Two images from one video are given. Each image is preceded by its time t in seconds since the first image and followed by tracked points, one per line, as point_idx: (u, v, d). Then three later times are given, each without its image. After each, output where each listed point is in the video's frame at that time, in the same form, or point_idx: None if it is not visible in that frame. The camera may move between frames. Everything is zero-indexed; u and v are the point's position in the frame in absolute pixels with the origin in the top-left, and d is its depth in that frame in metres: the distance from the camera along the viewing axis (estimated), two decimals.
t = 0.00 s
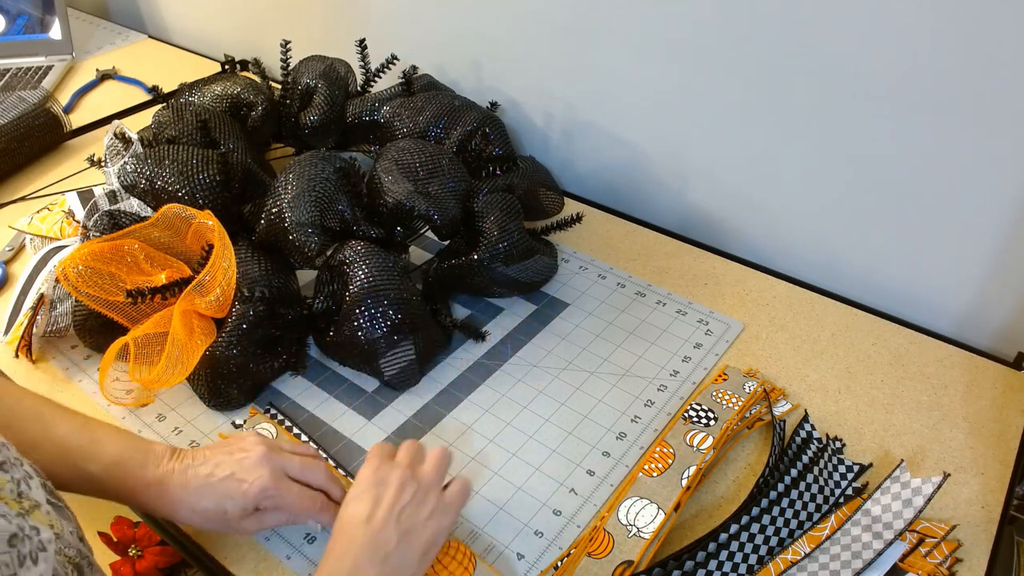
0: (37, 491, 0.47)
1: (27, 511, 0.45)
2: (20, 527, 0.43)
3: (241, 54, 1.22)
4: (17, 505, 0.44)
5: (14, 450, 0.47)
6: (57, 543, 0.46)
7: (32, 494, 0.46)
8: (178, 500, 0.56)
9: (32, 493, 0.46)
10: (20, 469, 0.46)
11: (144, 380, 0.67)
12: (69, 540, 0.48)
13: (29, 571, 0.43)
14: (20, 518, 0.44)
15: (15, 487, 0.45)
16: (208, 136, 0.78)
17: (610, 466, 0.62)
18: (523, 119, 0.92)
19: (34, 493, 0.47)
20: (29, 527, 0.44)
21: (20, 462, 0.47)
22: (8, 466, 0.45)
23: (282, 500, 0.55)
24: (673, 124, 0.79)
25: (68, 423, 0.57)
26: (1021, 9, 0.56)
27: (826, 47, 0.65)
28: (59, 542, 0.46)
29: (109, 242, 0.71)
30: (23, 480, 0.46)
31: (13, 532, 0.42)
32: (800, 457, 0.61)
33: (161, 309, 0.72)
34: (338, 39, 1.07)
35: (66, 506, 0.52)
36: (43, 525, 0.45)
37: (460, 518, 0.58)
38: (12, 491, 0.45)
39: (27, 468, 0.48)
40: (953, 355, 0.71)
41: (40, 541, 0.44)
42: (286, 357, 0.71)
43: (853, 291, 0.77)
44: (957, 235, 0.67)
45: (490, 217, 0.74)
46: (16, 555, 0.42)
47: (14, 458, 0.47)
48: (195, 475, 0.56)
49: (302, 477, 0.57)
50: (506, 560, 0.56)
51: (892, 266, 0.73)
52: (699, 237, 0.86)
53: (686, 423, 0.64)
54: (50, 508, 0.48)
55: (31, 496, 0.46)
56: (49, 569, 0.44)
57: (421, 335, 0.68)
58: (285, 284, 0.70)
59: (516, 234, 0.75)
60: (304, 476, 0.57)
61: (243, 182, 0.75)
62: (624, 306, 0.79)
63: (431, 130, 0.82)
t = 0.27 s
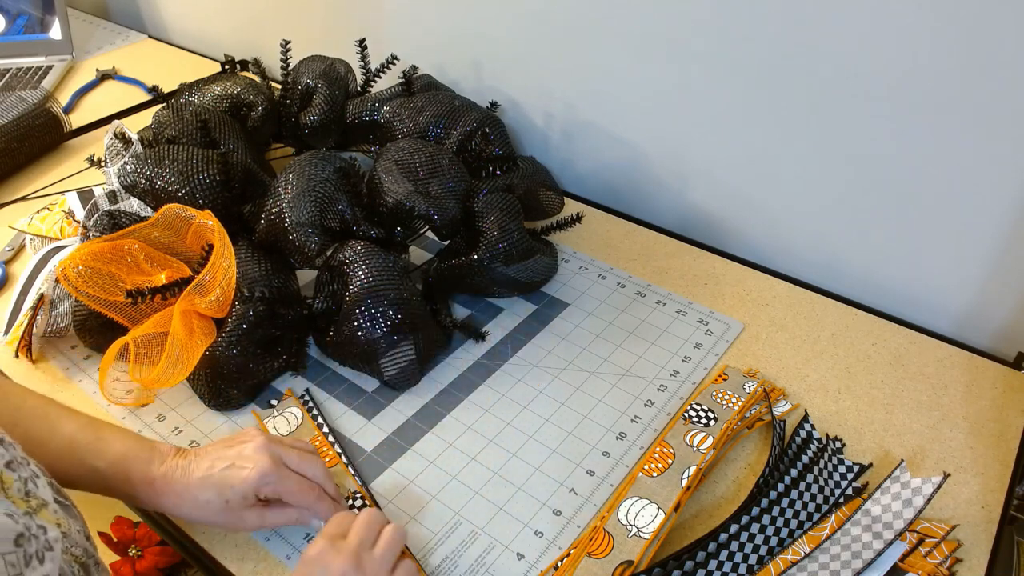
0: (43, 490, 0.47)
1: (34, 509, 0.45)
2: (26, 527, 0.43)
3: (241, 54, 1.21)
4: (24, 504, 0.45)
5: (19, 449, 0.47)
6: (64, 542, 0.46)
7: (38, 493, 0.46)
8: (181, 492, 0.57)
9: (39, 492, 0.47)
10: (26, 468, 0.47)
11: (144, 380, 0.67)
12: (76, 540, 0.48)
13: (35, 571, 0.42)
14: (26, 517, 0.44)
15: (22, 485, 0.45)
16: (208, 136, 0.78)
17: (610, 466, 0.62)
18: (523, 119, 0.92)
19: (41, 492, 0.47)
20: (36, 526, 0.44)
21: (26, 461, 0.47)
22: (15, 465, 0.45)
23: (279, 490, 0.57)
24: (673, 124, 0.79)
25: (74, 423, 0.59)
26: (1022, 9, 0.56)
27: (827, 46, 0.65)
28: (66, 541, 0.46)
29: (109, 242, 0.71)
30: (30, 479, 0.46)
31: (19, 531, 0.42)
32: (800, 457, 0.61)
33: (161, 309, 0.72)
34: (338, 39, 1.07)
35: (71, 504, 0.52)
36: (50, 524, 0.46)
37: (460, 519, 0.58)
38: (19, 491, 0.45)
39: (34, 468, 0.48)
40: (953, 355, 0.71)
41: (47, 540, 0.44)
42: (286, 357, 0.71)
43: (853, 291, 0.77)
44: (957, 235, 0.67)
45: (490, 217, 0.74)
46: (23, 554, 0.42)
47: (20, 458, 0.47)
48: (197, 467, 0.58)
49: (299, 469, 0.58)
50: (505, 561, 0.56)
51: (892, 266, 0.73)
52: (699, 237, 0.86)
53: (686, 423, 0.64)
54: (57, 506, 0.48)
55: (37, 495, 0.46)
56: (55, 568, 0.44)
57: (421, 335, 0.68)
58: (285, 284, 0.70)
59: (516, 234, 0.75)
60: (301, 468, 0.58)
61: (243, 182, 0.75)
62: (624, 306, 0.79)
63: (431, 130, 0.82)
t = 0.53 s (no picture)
0: (43, 487, 0.47)
1: (34, 506, 0.45)
2: (25, 523, 0.43)
3: (241, 54, 1.21)
4: (23, 500, 0.45)
5: (20, 447, 0.47)
6: (64, 539, 0.46)
7: (38, 490, 0.46)
8: (190, 488, 0.58)
9: (39, 489, 0.46)
10: (26, 466, 0.47)
11: (143, 380, 0.67)
12: (75, 537, 0.48)
13: (34, 568, 0.43)
14: (26, 514, 0.44)
15: (22, 482, 0.45)
16: (208, 136, 0.78)
17: (610, 466, 0.62)
18: (523, 118, 0.92)
19: (41, 489, 0.47)
20: (36, 523, 0.44)
21: (27, 459, 0.47)
22: (14, 462, 0.45)
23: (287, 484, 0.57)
24: (673, 124, 0.79)
25: (79, 420, 0.59)
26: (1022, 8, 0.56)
27: (827, 46, 0.65)
28: (66, 538, 0.46)
29: (109, 242, 0.71)
30: (30, 476, 0.46)
31: (19, 527, 0.42)
32: (800, 457, 0.61)
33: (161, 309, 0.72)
34: (338, 39, 1.07)
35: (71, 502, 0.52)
36: (50, 521, 0.46)
37: (460, 519, 0.58)
38: (19, 487, 0.45)
39: (34, 465, 0.48)
40: (954, 355, 0.71)
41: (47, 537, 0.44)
42: (286, 357, 0.71)
43: (853, 291, 0.77)
44: (957, 235, 0.67)
45: (490, 217, 0.74)
46: (21, 550, 0.42)
47: (20, 455, 0.47)
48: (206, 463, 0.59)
49: (309, 465, 0.59)
50: (505, 561, 0.56)
51: (892, 266, 0.73)
52: (699, 237, 0.86)
53: (686, 423, 0.64)
54: (57, 504, 0.48)
55: (37, 492, 0.46)
56: (54, 565, 0.44)
57: (421, 335, 0.68)
58: (285, 284, 0.70)
59: (516, 234, 0.75)
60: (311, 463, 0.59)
61: (243, 182, 0.75)
62: (624, 306, 0.79)
63: (431, 130, 0.82)
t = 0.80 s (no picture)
0: (43, 487, 0.47)
1: (33, 506, 0.45)
2: (25, 523, 0.43)
3: (241, 54, 1.21)
4: (22, 500, 0.45)
5: (20, 446, 0.47)
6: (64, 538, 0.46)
7: (38, 490, 0.46)
8: (206, 480, 0.58)
9: (38, 489, 0.46)
10: (26, 465, 0.47)
11: (143, 380, 0.66)
12: (75, 537, 0.48)
13: (35, 567, 0.42)
14: (25, 513, 0.44)
15: (22, 482, 0.45)
16: (208, 136, 0.78)
17: (610, 466, 0.62)
18: (524, 118, 0.92)
19: (41, 489, 0.47)
20: (36, 522, 0.44)
21: (27, 459, 0.47)
22: (14, 462, 0.45)
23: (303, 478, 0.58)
24: (673, 124, 0.79)
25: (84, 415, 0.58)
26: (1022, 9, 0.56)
27: (826, 46, 0.65)
28: (65, 538, 0.46)
29: (109, 242, 0.71)
30: (30, 476, 0.46)
31: (19, 526, 0.42)
32: (800, 457, 0.61)
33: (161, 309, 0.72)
34: (338, 39, 1.07)
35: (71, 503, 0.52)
36: (49, 521, 0.46)
37: (460, 519, 0.58)
38: (18, 487, 0.45)
39: (34, 465, 0.48)
40: (954, 355, 0.71)
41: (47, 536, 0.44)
42: (286, 357, 0.71)
43: (853, 291, 0.77)
44: (957, 235, 0.67)
45: (490, 217, 0.74)
46: (22, 549, 0.42)
47: (20, 455, 0.47)
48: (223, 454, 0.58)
49: (327, 457, 0.59)
50: (505, 560, 0.56)
51: (892, 266, 0.73)
52: (699, 237, 0.86)
53: (686, 423, 0.64)
54: (57, 504, 0.48)
55: (37, 492, 0.46)
56: (55, 564, 0.44)
57: (422, 335, 0.68)
58: (285, 284, 0.70)
59: (516, 234, 0.75)
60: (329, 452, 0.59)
61: (243, 182, 0.75)
62: (624, 306, 0.79)
63: (431, 130, 0.82)
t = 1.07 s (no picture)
0: (43, 488, 0.47)
1: (31, 508, 0.45)
2: (23, 524, 0.43)
3: (241, 54, 1.21)
4: (21, 501, 0.45)
5: (20, 446, 0.47)
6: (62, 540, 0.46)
7: (37, 491, 0.46)
8: (217, 484, 0.58)
9: (37, 490, 0.47)
10: (26, 466, 0.47)
11: (144, 380, 0.66)
12: (74, 538, 0.48)
13: (32, 569, 0.42)
14: (23, 514, 0.44)
15: (21, 483, 0.45)
16: (208, 136, 0.78)
17: (610, 466, 0.62)
18: (524, 118, 0.92)
19: (39, 490, 0.47)
20: (34, 524, 0.44)
21: (27, 459, 0.47)
22: (14, 462, 0.45)
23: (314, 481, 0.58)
24: (674, 124, 0.79)
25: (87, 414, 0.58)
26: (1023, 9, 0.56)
27: (827, 46, 0.65)
28: (64, 539, 0.47)
29: (109, 242, 0.71)
30: (30, 476, 0.46)
31: (17, 528, 0.42)
32: (800, 457, 0.61)
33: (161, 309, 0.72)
34: (338, 39, 1.07)
35: (70, 503, 0.52)
36: (48, 523, 0.46)
37: (460, 519, 0.58)
38: (17, 488, 0.45)
39: (34, 465, 0.48)
40: (954, 355, 0.71)
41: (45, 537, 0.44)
42: (286, 358, 0.71)
43: (852, 291, 0.77)
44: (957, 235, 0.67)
45: (490, 217, 0.74)
46: (20, 552, 0.42)
47: (20, 455, 0.47)
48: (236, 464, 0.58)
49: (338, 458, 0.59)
50: (505, 560, 0.56)
51: (892, 266, 0.73)
52: (699, 237, 0.86)
53: (686, 423, 0.64)
54: (55, 505, 0.48)
55: (35, 493, 0.46)
56: (52, 566, 0.44)
57: (422, 335, 0.68)
58: (285, 284, 0.70)
59: (516, 234, 0.75)
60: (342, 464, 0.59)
61: (243, 182, 0.75)
62: (624, 306, 0.79)
63: (431, 130, 0.82)
